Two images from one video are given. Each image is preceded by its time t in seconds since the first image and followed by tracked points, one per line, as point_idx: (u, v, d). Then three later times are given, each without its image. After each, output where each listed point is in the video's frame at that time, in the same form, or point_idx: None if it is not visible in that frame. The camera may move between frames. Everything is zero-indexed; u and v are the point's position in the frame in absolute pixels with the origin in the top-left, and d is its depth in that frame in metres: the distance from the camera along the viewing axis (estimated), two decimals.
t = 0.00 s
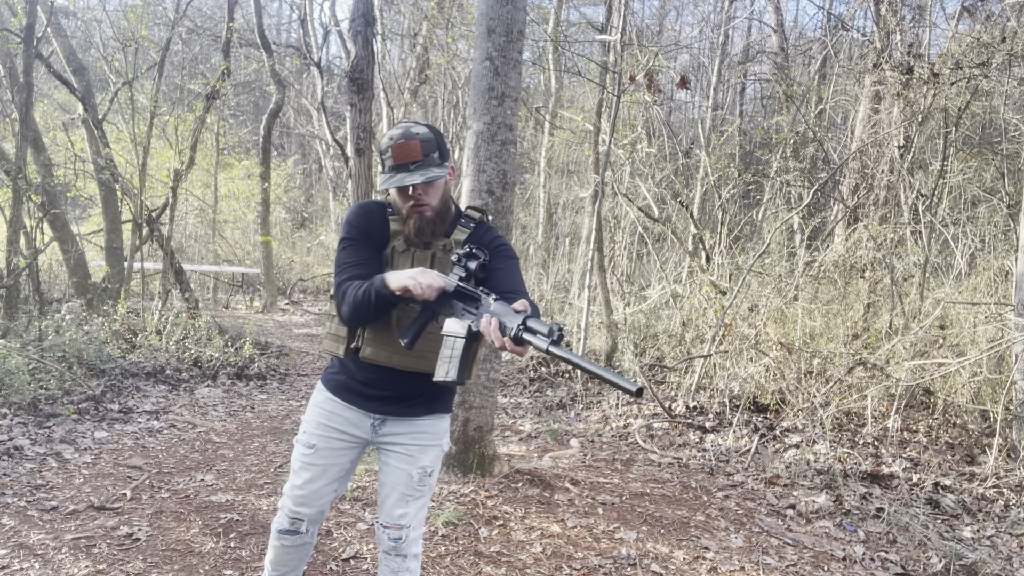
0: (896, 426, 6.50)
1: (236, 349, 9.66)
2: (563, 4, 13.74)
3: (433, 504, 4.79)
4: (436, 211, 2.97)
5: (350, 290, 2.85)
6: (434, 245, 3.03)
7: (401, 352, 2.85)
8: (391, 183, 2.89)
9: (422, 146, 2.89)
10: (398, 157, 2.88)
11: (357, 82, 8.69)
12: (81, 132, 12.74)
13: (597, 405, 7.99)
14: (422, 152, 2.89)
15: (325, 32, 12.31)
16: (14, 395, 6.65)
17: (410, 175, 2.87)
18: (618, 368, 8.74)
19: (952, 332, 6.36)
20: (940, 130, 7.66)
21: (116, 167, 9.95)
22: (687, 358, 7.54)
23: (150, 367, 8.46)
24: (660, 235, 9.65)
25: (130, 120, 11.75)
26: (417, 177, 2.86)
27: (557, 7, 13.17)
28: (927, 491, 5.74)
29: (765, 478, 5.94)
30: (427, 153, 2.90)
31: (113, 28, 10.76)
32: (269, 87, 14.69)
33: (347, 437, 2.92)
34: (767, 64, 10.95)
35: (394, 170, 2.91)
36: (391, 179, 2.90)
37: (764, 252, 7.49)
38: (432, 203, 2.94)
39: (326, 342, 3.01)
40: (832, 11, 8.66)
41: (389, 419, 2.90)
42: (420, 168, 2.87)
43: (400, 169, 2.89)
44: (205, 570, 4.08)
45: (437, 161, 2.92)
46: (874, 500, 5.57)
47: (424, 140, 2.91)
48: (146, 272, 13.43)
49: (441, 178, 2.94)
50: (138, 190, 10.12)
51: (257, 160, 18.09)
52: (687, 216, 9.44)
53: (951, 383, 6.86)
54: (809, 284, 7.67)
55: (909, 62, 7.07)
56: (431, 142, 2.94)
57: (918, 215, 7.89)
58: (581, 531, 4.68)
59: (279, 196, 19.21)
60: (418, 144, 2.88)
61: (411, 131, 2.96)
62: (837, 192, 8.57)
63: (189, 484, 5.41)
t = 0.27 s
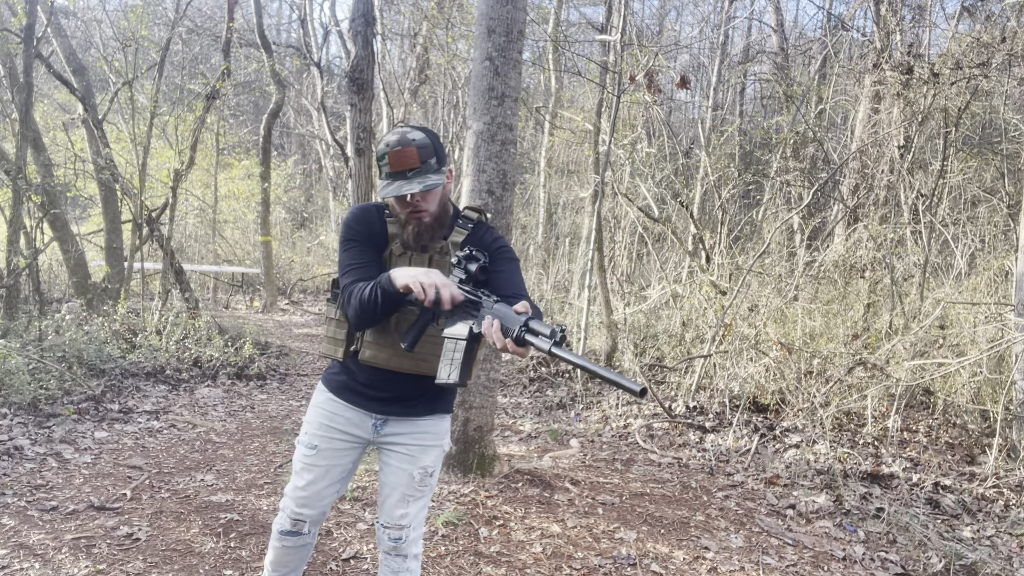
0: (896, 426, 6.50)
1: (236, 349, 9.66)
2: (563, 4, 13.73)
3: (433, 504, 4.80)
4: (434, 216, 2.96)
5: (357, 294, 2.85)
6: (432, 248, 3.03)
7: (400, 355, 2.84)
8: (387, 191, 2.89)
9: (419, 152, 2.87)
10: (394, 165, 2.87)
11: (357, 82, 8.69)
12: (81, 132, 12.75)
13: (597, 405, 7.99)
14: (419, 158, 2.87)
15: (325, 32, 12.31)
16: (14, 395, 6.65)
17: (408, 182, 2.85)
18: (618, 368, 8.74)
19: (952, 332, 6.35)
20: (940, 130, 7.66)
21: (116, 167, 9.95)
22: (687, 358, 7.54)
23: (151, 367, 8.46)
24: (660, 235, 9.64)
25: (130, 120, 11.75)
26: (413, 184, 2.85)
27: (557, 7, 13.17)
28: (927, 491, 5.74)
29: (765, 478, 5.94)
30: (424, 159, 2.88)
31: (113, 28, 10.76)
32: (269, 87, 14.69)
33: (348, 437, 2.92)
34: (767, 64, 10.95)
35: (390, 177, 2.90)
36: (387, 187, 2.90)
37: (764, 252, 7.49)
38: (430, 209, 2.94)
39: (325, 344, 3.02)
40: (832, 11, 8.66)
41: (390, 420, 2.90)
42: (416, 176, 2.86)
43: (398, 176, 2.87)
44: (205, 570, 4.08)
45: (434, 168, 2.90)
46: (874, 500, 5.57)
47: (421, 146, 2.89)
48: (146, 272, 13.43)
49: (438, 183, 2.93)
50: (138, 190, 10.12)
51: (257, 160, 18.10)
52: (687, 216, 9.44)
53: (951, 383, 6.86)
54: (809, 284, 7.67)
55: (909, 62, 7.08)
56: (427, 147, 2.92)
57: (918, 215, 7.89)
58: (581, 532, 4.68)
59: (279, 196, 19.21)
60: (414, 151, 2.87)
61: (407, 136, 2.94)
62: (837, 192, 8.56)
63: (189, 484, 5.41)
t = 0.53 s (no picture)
0: (896, 426, 6.50)
1: (236, 350, 9.66)
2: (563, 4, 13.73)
3: (433, 504, 4.80)
4: (437, 214, 2.96)
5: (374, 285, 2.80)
6: (436, 246, 3.00)
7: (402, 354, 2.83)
8: (391, 188, 2.88)
9: (422, 150, 2.88)
10: (397, 162, 2.87)
11: (357, 82, 8.69)
12: (81, 132, 12.75)
13: (597, 405, 7.99)
14: (422, 156, 2.87)
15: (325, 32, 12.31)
16: (14, 395, 6.65)
17: (411, 179, 2.85)
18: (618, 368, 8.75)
19: (952, 332, 6.36)
20: (940, 130, 7.66)
21: (116, 168, 9.95)
22: (687, 358, 7.54)
23: (151, 367, 8.46)
24: (660, 235, 9.64)
25: (129, 120, 11.75)
26: (417, 182, 2.85)
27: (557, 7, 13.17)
28: (927, 491, 5.74)
29: (765, 478, 5.95)
30: (427, 156, 2.89)
31: (113, 28, 10.76)
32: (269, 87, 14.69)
33: (349, 438, 2.92)
34: (767, 64, 10.95)
35: (393, 175, 2.90)
36: (390, 185, 2.89)
37: (764, 252, 7.49)
38: (432, 207, 2.94)
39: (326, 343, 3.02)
40: (832, 11, 8.66)
41: (391, 420, 2.90)
42: (420, 173, 2.86)
43: (400, 173, 2.87)
44: (205, 570, 4.09)
45: (436, 165, 2.91)
46: (874, 500, 5.57)
47: (424, 143, 2.90)
48: (146, 272, 13.43)
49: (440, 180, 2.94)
50: (138, 190, 10.12)
51: (257, 160, 18.10)
52: (687, 216, 9.43)
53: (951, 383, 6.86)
54: (809, 284, 7.67)
55: (909, 63, 7.08)
56: (430, 145, 2.92)
57: (918, 215, 7.89)
58: (581, 532, 4.68)
59: (279, 196, 19.20)
60: (417, 148, 2.87)
61: (409, 134, 2.95)
62: (837, 192, 8.56)
63: (189, 484, 5.41)
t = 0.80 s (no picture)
0: (896, 426, 6.50)
1: (236, 350, 9.65)
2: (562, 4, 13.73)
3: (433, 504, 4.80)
4: (443, 212, 2.97)
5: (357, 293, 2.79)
6: (440, 245, 3.01)
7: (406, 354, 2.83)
8: (398, 185, 2.89)
9: (432, 147, 2.88)
10: (406, 158, 2.87)
11: (357, 82, 8.69)
12: (81, 132, 12.75)
13: (597, 405, 7.99)
14: (432, 153, 2.88)
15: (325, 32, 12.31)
16: (14, 395, 6.65)
17: (420, 176, 2.86)
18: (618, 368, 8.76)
19: (952, 332, 6.36)
20: (940, 130, 7.66)
21: (116, 167, 9.95)
22: (687, 358, 7.54)
23: (151, 367, 8.46)
24: (660, 235, 9.63)
25: (129, 120, 11.74)
26: (426, 179, 2.85)
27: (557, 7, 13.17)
28: (927, 491, 5.74)
29: (765, 478, 5.95)
30: (436, 154, 2.89)
31: (113, 28, 10.76)
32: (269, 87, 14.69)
33: (354, 440, 2.91)
34: (767, 64, 10.94)
35: (402, 171, 2.90)
36: (398, 181, 2.90)
37: (764, 252, 7.49)
38: (439, 204, 2.94)
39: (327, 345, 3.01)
40: (832, 11, 8.66)
41: (396, 423, 2.88)
42: (429, 170, 2.86)
43: (409, 170, 2.88)
44: (205, 570, 4.09)
45: (445, 162, 2.91)
46: (874, 500, 5.57)
47: (434, 140, 2.90)
48: (146, 272, 13.42)
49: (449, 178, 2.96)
50: (138, 190, 10.12)
51: (257, 160, 18.09)
52: (687, 216, 9.43)
53: (951, 383, 6.85)
54: (808, 284, 7.67)
55: (909, 62, 7.08)
56: (440, 142, 2.93)
57: (919, 215, 7.89)
58: (581, 532, 4.68)
59: (279, 196, 19.20)
60: (427, 145, 2.87)
61: (419, 131, 2.96)
62: (837, 192, 8.56)
63: (189, 484, 5.41)
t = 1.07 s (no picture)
0: (896, 426, 6.50)
1: (236, 350, 9.65)
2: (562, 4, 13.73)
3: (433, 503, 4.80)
4: (437, 202, 2.93)
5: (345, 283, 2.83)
6: (436, 243, 3.06)
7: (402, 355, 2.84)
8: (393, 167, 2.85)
9: (429, 134, 2.85)
10: (403, 143, 2.84)
11: (357, 82, 8.69)
12: (81, 132, 12.74)
13: (597, 405, 7.99)
14: (429, 139, 2.84)
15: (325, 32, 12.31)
16: (14, 395, 6.65)
17: (414, 159, 2.82)
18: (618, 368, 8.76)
19: (952, 332, 6.35)
20: (940, 130, 7.65)
21: (116, 167, 9.95)
22: (687, 358, 7.54)
23: (151, 367, 8.46)
24: (660, 235, 9.63)
25: (129, 120, 11.74)
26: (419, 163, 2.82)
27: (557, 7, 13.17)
28: (927, 491, 5.73)
29: (765, 478, 5.95)
30: (434, 141, 2.85)
31: (113, 28, 10.76)
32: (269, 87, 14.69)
33: (360, 442, 2.85)
34: (767, 64, 10.93)
35: (398, 155, 2.87)
36: (394, 164, 2.87)
37: (764, 252, 7.49)
38: (432, 193, 2.89)
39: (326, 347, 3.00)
40: (832, 11, 8.65)
41: (400, 426, 2.86)
42: (423, 154, 2.82)
43: (404, 153, 2.84)
44: (205, 570, 4.09)
45: (442, 150, 2.88)
46: (874, 500, 5.57)
47: (433, 128, 2.88)
48: (146, 272, 13.41)
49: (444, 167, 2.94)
50: (138, 190, 10.12)
51: (257, 160, 18.07)
52: (687, 216, 9.43)
53: (951, 383, 6.85)
54: (808, 284, 7.67)
55: (909, 62, 7.08)
56: (438, 132, 2.90)
57: (919, 215, 7.89)
58: (581, 532, 4.68)
59: (279, 196, 19.19)
60: (425, 132, 2.84)
61: (419, 120, 2.94)
62: (837, 192, 8.55)
63: (189, 484, 5.41)
